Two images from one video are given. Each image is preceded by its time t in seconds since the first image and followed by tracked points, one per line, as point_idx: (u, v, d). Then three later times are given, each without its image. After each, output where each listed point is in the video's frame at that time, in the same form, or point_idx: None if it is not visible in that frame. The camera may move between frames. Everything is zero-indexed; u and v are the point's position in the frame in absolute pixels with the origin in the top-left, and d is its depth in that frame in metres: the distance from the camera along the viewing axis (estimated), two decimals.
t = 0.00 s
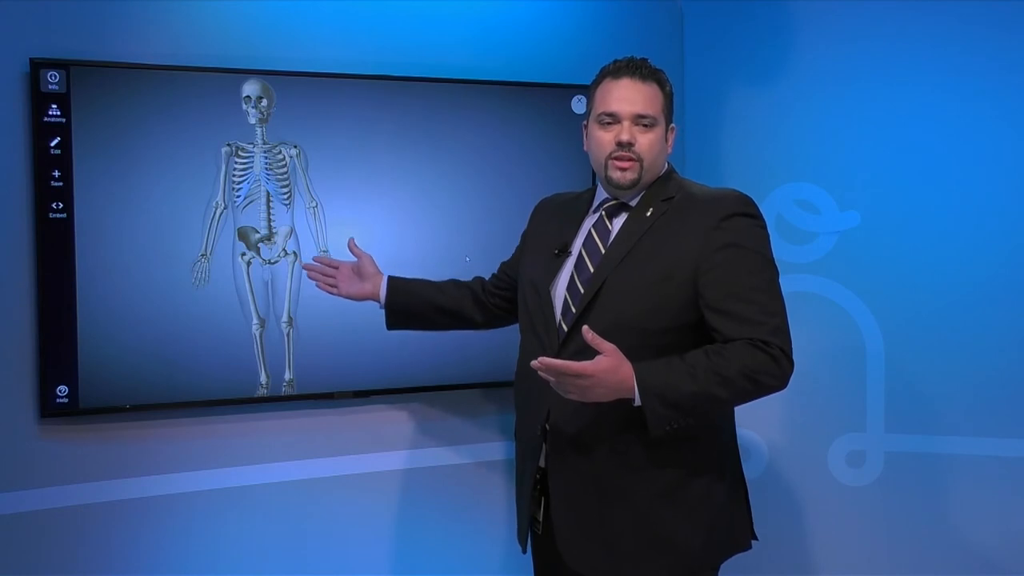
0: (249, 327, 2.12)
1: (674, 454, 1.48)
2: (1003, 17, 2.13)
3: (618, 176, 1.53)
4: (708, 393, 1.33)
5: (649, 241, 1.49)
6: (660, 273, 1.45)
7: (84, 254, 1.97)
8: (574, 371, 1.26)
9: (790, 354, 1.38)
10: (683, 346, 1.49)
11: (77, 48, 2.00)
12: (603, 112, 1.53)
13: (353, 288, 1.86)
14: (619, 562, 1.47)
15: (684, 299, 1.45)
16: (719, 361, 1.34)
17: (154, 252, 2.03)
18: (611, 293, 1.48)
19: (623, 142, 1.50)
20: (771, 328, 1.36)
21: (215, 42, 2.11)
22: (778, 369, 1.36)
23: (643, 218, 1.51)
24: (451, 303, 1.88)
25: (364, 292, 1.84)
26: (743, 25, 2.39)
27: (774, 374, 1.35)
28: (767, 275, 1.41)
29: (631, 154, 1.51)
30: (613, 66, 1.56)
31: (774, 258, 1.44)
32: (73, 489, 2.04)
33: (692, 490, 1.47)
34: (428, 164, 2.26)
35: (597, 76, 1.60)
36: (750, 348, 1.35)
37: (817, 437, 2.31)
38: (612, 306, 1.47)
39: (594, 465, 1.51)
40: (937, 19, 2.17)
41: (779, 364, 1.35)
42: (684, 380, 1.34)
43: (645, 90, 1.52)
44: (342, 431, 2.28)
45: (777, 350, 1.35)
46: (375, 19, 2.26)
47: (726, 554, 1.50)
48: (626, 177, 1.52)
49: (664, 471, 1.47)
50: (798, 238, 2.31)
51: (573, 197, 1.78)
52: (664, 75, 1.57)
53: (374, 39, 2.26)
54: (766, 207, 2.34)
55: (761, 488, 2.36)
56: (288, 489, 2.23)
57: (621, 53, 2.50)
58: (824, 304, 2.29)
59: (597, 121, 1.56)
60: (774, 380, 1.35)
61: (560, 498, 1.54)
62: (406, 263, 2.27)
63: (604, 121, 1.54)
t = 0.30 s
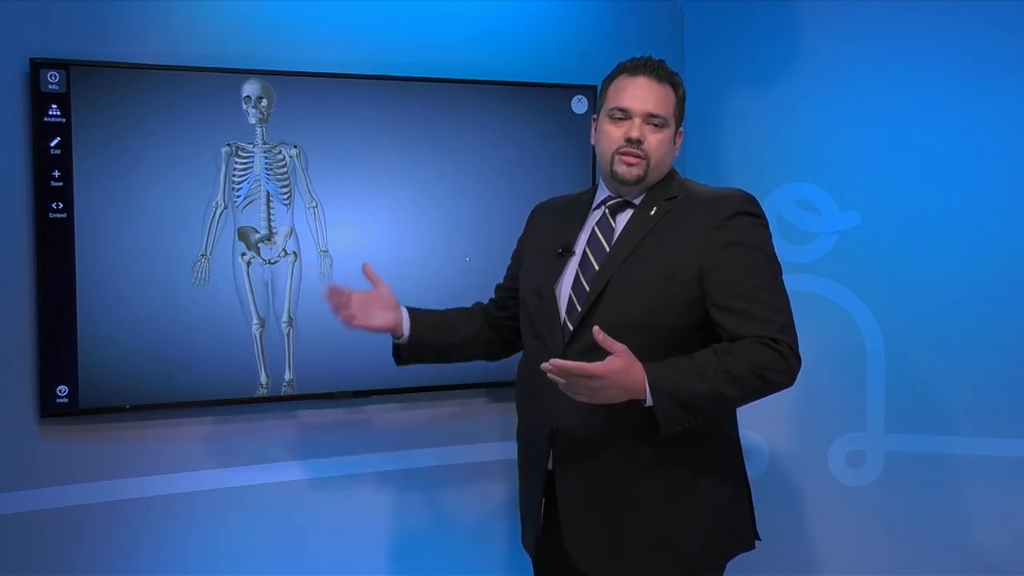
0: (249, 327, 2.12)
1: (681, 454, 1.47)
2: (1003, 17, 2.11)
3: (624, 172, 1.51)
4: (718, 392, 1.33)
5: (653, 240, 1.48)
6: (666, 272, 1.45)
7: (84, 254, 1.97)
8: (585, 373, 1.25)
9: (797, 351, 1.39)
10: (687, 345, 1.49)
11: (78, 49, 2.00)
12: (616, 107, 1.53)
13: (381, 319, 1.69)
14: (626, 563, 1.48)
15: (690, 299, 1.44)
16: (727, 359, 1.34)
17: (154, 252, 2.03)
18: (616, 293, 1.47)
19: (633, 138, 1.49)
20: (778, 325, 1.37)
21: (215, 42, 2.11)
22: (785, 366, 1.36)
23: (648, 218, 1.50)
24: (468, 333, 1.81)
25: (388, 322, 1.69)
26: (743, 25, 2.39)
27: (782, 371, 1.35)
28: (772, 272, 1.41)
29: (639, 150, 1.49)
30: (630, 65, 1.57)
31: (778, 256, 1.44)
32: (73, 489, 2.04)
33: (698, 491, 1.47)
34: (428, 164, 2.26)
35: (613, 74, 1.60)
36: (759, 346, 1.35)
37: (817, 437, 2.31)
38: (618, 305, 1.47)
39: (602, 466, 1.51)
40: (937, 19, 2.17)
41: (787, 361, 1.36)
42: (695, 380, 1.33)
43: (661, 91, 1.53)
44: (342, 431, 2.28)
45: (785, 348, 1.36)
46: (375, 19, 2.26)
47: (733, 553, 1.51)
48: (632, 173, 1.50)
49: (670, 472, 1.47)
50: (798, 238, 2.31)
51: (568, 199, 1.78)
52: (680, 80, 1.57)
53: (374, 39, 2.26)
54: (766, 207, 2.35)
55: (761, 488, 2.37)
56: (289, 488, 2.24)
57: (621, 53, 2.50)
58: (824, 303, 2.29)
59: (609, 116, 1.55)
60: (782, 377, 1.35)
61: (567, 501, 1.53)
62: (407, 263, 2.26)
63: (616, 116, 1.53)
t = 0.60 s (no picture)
0: (249, 327, 2.12)
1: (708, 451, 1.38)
2: (1003, 17, 2.12)
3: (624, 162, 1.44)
4: (741, 399, 1.27)
5: (674, 238, 1.39)
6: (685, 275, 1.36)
7: (84, 254, 1.97)
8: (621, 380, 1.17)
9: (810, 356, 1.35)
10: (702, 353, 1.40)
11: (78, 49, 2.00)
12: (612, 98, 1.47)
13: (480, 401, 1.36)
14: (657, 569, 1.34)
15: (712, 301, 1.36)
16: (750, 365, 1.28)
17: (154, 252, 2.03)
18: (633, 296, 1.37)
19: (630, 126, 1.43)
20: (795, 330, 1.33)
21: (215, 42, 2.11)
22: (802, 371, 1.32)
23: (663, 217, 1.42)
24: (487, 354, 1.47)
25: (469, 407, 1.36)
26: (742, 25, 2.39)
27: (802, 377, 1.30)
28: (789, 275, 1.37)
29: (637, 137, 1.43)
30: (628, 58, 1.51)
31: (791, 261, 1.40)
32: (73, 489, 2.04)
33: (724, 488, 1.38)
34: (428, 164, 2.26)
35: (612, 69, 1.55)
36: (781, 352, 1.29)
37: (817, 437, 2.31)
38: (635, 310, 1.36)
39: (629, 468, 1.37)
40: (937, 19, 2.17)
41: (804, 367, 1.32)
42: (720, 387, 1.27)
43: (659, 77, 1.46)
44: (342, 432, 2.28)
45: (803, 353, 1.31)
46: (375, 19, 2.26)
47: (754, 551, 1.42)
48: (631, 161, 1.43)
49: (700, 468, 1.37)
50: (798, 238, 2.31)
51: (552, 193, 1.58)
52: (680, 72, 1.51)
53: (374, 39, 2.26)
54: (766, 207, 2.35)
55: (762, 488, 2.36)
56: (289, 488, 2.23)
57: (621, 53, 2.51)
58: (824, 303, 2.29)
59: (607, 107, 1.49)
60: (800, 384, 1.31)
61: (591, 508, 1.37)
62: (407, 263, 2.26)
63: (614, 106, 1.47)
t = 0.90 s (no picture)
0: (249, 327, 2.12)
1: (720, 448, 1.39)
2: (1003, 17, 2.12)
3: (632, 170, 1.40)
4: (773, 400, 1.27)
5: (690, 240, 1.39)
6: (701, 276, 1.35)
7: (84, 254, 1.97)
8: (686, 410, 1.15)
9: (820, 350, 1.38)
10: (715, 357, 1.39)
11: (78, 48, 2.00)
12: (617, 103, 1.41)
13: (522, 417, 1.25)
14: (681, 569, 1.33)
15: (728, 302, 1.36)
16: (775, 364, 1.29)
17: (154, 252, 2.03)
18: (652, 301, 1.35)
19: (639, 134, 1.38)
20: (808, 325, 1.35)
21: (215, 42, 2.11)
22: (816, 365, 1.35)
23: (673, 219, 1.41)
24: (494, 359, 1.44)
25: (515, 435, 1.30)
26: (742, 25, 2.39)
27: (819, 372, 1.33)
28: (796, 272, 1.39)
29: (646, 146, 1.38)
30: (627, 58, 1.45)
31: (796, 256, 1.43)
32: (73, 489, 2.04)
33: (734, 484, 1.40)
34: (428, 164, 2.26)
35: (608, 69, 1.48)
36: (802, 349, 1.32)
37: (817, 437, 2.31)
38: (654, 314, 1.34)
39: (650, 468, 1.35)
40: (937, 19, 2.17)
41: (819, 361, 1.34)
42: (751, 389, 1.27)
43: (662, 82, 1.42)
44: (342, 431, 2.28)
45: (818, 347, 1.34)
46: (375, 19, 2.26)
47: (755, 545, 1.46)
48: (641, 171, 1.39)
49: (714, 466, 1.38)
50: (798, 238, 2.31)
51: (545, 196, 1.54)
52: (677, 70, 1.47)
53: (374, 39, 2.26)
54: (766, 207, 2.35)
55: (762, 487, 2.37)
56: (289, 488, 2.24)
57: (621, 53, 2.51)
58: (824, 303, 2.29)
59: (609, 112, 1.43)
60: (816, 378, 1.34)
61: (616, 510, 1.34)
62: (407, 263, 2.26)
63: (618, 113, 1.42)
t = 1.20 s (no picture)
0: (249, 327, 2.12)
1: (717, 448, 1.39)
2: (1003, 17, 2.11)
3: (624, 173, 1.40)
4: (766, 398, 1.27)
5: (684, 240, 1.39)
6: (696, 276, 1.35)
7: (84, 254, 1.97)
8: (673, 396, 1.15)
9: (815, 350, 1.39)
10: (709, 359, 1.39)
11: (78, 49, 2.00)
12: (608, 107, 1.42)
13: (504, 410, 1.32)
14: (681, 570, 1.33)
15: (723, 301, 1.36)
16: (771, 362, 1.29)
17: (154, 252, 2.03)
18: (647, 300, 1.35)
19: (629, 137, 1.38)
20: (802, 324, 1.36)
21: (215, 42, 2.11)
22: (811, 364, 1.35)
23: (667, 219, 1.41)
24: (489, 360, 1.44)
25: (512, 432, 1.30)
26: (742, 25, 2.39)
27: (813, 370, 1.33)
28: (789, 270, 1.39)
29: (637, 149, 1.38)
30: (618, 62, 1.45)
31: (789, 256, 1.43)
32: (73, 489, 2.04)
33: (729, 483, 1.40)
34: (428, 164, 2.26)
35: (600, 73, 1.48)
36: (796, 347, 1.32)
37: (817, 437, 2.31)
38: (649, 314, 1.35)
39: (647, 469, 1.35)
40: (938, 19, 2.17)
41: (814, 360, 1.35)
42: (747, 387, 1.27)
43: (653, 86, 1.42)
44: (342, 432, 2.28)
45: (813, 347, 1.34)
46: (375, 19, 2.26)
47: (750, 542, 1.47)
48: (632, 174, 1.39)
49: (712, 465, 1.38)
50: (798, 238, 2.31)
51: (542, 199, 1.54)
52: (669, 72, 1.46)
53: (375, 39, 2.26)
54: (766, 207, 2.35)
55: (762, 487, 2.37)
56: (289, 488, 2.24)
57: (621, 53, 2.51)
58: (824, 303, 2.29)
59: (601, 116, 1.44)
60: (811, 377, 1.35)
61: (616, 512, 1.34)
62: (407, 263, 2.26)
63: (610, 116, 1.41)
